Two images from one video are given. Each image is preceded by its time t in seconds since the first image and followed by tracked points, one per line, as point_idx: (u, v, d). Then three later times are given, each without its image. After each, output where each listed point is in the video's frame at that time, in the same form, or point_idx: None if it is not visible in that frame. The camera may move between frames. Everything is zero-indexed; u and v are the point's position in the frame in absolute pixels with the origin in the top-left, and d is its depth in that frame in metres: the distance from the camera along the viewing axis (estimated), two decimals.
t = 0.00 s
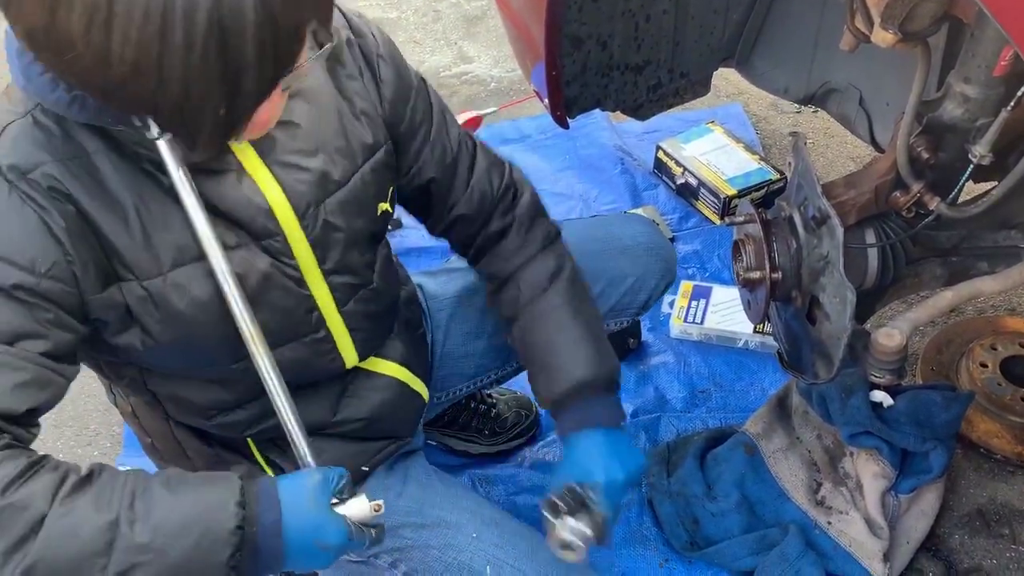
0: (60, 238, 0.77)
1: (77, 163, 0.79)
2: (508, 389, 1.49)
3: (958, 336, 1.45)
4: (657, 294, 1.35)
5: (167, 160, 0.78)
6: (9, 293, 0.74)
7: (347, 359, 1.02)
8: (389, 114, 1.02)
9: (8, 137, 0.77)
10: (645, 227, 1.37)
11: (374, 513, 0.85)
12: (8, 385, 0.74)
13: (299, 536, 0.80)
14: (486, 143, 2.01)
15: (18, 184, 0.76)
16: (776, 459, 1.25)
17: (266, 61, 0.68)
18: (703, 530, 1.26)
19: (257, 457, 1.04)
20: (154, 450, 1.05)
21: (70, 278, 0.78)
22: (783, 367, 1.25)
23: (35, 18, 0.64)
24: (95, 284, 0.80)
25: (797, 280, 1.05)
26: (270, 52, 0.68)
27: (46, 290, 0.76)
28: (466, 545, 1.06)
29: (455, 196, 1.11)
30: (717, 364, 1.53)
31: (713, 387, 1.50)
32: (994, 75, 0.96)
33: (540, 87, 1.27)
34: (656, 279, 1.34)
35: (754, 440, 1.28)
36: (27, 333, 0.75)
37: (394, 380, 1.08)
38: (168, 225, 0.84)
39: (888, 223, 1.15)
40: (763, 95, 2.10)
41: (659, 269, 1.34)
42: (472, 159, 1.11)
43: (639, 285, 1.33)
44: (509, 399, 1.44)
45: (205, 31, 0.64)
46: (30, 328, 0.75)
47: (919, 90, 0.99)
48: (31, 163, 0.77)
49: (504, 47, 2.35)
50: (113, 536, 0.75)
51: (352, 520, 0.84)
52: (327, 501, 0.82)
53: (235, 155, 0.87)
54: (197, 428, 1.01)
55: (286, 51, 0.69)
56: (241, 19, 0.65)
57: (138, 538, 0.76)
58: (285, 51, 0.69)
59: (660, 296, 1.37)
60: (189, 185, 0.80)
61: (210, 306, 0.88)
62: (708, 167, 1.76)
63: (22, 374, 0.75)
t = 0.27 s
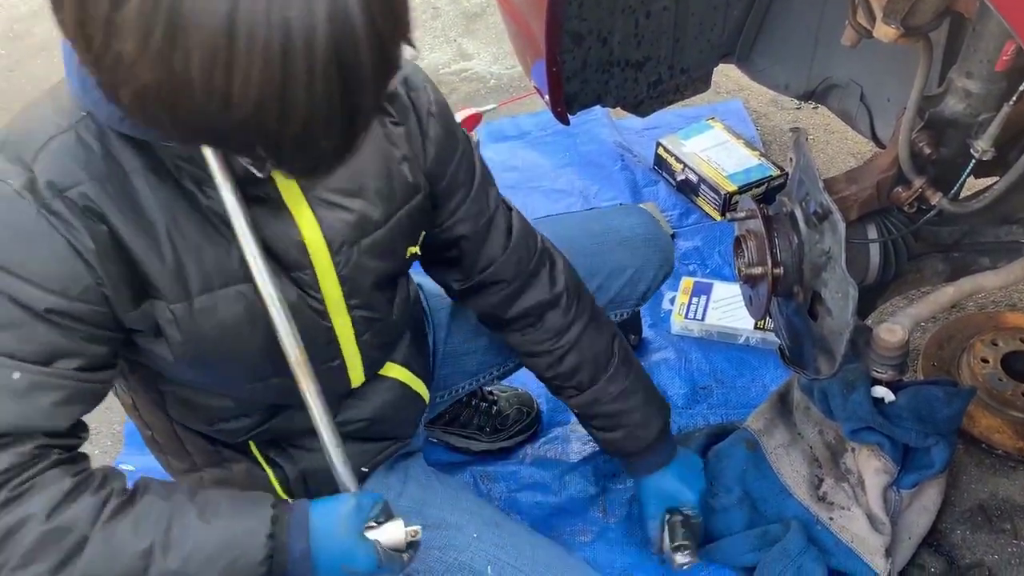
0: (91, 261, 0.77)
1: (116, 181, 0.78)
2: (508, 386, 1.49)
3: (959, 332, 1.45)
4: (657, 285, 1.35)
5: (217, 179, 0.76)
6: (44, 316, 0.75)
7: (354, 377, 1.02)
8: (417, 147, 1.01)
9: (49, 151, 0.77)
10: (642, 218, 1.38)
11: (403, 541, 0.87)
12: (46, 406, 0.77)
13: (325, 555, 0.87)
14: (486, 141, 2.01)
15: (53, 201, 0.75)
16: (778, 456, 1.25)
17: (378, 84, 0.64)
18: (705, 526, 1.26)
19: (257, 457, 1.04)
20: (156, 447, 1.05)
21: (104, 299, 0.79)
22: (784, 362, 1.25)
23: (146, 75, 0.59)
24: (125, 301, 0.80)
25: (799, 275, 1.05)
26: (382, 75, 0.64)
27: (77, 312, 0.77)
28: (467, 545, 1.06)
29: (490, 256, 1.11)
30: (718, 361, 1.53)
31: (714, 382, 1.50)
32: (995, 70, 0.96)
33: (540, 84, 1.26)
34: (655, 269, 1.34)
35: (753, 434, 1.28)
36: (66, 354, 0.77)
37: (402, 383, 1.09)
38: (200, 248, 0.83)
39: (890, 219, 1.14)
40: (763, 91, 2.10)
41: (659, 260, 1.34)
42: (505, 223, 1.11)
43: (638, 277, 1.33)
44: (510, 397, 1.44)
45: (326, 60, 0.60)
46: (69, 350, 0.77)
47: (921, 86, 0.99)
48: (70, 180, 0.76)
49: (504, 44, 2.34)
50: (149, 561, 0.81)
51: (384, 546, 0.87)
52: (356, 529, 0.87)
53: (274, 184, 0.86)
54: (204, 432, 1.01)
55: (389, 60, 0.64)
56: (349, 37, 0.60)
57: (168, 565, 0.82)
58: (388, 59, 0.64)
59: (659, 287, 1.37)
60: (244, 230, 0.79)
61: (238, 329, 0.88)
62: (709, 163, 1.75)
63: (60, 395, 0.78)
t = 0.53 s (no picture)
0: (172, 280, 0.78)
1: (178, 198, 0.79)
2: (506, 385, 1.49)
3: (956, 329, 1.45)
4: (659, 286, 1.35)
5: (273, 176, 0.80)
6: (136, 342, 0.77)
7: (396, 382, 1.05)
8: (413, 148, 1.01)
9: (107, 176, 0.76)
10: (644, 218, 1.38)
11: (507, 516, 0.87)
12: (143, 430, 0.78)
13: (435, 542, 0.86)
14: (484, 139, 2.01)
15: (123, 226, 0.75)
16: (775, 454, 1.23)
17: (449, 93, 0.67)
18: (703, 525, 1.26)
19: (278, 464, 1.04)
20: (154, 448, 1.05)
21: (186, 315, 0.80)
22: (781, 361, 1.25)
23: (222, 88, 0.61)
24: (199, 312, 0.81)
25: (796, 274, 1.05)
26: (452, 83, 0.67)
27: (167, 331, 0.79)
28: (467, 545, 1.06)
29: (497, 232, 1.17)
30: (716, 359, 1.53)
31: (712, 381, 1.50)
32: (993, 68, 0.96)
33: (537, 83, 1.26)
34: (658, 269, 1.34)
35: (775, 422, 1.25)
36: (153, 374, 0.79)
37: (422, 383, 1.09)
38: (263, 257, 0.85)
39: (888, 216, 1.14)
40: (760, 89, 2.10)
41: (660, 261, 1.34)
42: (513, 205, 1.17)
43: (640, 278, 1.32)
44: (508, 396, 1.44)
45: (401, 65, 0.62)
46: (155, 369, 0.79)
47: (918, 84, 0.99)
48: (136, 203, 0.76)
49: (501, 43, 2.34)
50: (270, 570, 0.83)
51: (488, 524, 0.87)
52: (462, 511, 0.86)
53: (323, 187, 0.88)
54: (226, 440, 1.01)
55: (458, 59, 0.67)
56: (423, 38, 0.63)
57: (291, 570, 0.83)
58: (457, 59, 0.66)
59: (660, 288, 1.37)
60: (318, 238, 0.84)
61: (298, 335, 0.90)
62: (705, 162, 1.76)
63: (157, 414, 0.79)
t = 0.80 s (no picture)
0: (175, 265, 0.78)
1: (173, 186, 0.79)
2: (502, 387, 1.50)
3: (951, 329, 1.46)
4: (655, 291, 1.35)
5: (265, 151, 0.79)
6: (149, 331, 0.78)
7: (398, 370, 1.04)
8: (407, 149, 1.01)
9: (99, 169, 0.76)
10: (642, 223, 1.38)
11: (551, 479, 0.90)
12: (171, 419, 0.79)
13: (479, 512, 0.86)
14: (480, 139, 2.01)
15: (122, 217, 0.76)
16: (769, 454, 1.25)
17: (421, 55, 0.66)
18: (697, 524, 1.26)
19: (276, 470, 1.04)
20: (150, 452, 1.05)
21: (195, 300, 0.81)
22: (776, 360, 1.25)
23: (187, 50, 0.61)
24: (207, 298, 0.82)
25: (790, 274, 1.05)
26: (425, 48, 0.65)
27: (178, 318, 0.79)
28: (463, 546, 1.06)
29: (471, 236, 1.18)
30: (712, 360, 1.53)
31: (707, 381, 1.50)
32: (985, 68, 0.96)
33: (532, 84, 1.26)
34: (654, 275, 1.33)
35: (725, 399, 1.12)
36: (172, 363, 0.79)
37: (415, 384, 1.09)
38: (258, 245, 0.85)
39: (882, 216, 1.14)
40: (756, 90, 2.10)
41: (658, 264, 1.34)
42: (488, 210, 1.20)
43: (636, 283, 1.32)
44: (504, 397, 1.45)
45: (370, 29, 0.61)
46: (174, 358, 0.79)
47: (911, 85, 0.99)
48: (131, 193, 0.76)
49: (496, 44, 2.34)
50: (307, 551, 0.82)
51: (529, 486, 0.89)
52: (503, 477, 0.87)
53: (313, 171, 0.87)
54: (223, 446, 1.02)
55: (433, 32, 0.66)
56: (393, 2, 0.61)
57: (326, 549, 0.82)
58: (430, 24, 0.65)
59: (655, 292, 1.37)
60: (316, 205, 0.83)
61: (298, 325, 0.90)
62: (701, 161, 1.76)
63: (182, 402, 0.80)
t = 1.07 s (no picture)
0: (159, 264, 0.79)
1: (154, 187, 0.79)
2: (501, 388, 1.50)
3: (948, 329, 1.46)
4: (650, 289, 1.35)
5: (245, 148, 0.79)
6: (138, 331, 0.78)
7: (390, 368, 1.04)
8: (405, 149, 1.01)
9: (80, 170, 0.76)
10: (636, 222, 1.38)
11: (544, 464, 0.92)
12: (165, 416, 0.79)
13: (480, 496, 0.87)
14: (478, 140, 2.01)
15: (104, 219, 0.76)
16: (767, 454, 1.25)
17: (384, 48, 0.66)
18: (695, 524, 1.26)
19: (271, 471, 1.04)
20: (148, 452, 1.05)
21: (182, 298, 0.81)
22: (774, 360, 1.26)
23: (149, 41, 0.62)
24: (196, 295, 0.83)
25: (787, 274, 1.06)
26: (389, 39, 0.65)
27: (166, 317, 0.80)
28: (460, 546, 1.06)
29: (457, 234, 1.18)
30: (710, 360, 1.53)
31: (705, 381, 1.50)
32: (981, 69, 0.97)
33: (530, 84, 1.27)
34: (648, 273, 1.34)
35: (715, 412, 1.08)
36: (164, 361, 0.80)
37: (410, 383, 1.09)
38: (241, 243, 0.85)
39: (879, 217, 1.15)
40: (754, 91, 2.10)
41: (651, 263, 1.34)
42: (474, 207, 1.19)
43: (630, 282, 1.33)
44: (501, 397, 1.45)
45: (331, 19, 0.61)
46: (165, 355, 0.80)
47: (908, 85, 0.99)
48: (113, 194, 0.76)
49: (495, 45, 2.34)
50: (305, 543, 0.82)
51: (523, 472, 0.90)
52: (499, 462, 0.89)
53: (294, 167, 0.89)
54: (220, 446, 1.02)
55: (397, 25, 0.66)
56: None
57: (324, 541, 0.82)
58: (394, 17, 0.65)
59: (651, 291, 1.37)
60: (299, 200, 0.83)
61: (285, 322, 0.90)
62: (698, 162, 1.76)
63: (175, 400, 0.80)
